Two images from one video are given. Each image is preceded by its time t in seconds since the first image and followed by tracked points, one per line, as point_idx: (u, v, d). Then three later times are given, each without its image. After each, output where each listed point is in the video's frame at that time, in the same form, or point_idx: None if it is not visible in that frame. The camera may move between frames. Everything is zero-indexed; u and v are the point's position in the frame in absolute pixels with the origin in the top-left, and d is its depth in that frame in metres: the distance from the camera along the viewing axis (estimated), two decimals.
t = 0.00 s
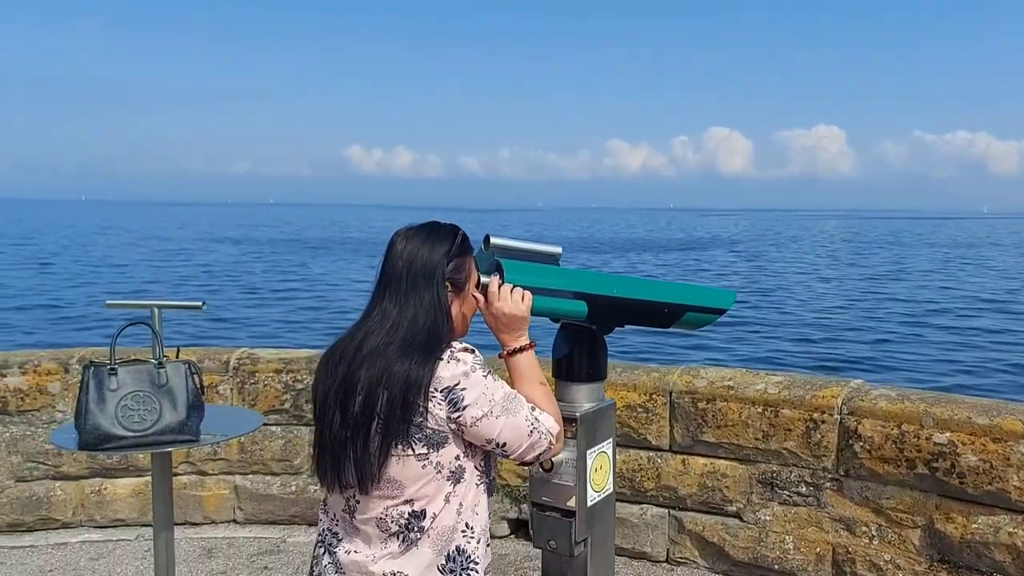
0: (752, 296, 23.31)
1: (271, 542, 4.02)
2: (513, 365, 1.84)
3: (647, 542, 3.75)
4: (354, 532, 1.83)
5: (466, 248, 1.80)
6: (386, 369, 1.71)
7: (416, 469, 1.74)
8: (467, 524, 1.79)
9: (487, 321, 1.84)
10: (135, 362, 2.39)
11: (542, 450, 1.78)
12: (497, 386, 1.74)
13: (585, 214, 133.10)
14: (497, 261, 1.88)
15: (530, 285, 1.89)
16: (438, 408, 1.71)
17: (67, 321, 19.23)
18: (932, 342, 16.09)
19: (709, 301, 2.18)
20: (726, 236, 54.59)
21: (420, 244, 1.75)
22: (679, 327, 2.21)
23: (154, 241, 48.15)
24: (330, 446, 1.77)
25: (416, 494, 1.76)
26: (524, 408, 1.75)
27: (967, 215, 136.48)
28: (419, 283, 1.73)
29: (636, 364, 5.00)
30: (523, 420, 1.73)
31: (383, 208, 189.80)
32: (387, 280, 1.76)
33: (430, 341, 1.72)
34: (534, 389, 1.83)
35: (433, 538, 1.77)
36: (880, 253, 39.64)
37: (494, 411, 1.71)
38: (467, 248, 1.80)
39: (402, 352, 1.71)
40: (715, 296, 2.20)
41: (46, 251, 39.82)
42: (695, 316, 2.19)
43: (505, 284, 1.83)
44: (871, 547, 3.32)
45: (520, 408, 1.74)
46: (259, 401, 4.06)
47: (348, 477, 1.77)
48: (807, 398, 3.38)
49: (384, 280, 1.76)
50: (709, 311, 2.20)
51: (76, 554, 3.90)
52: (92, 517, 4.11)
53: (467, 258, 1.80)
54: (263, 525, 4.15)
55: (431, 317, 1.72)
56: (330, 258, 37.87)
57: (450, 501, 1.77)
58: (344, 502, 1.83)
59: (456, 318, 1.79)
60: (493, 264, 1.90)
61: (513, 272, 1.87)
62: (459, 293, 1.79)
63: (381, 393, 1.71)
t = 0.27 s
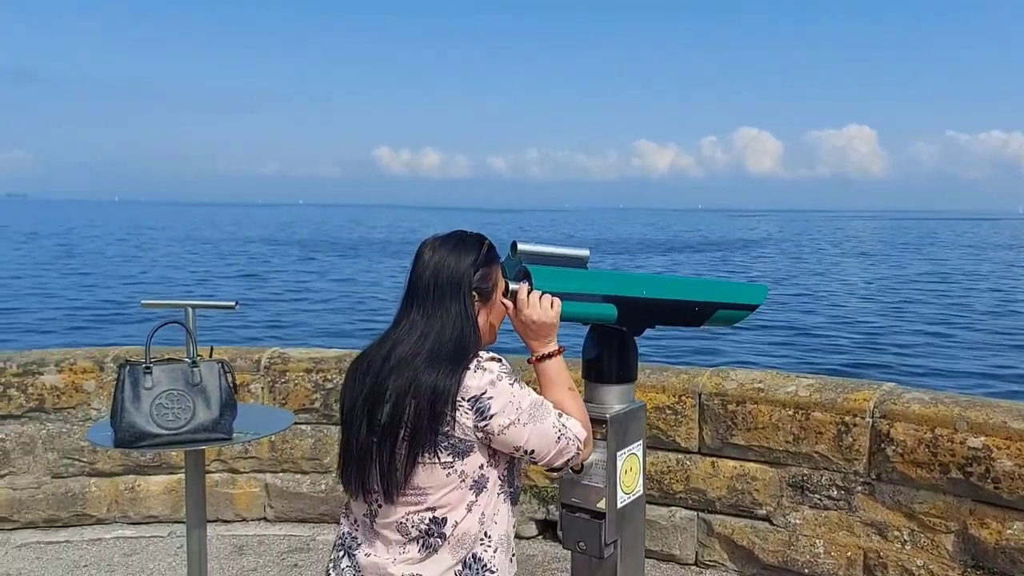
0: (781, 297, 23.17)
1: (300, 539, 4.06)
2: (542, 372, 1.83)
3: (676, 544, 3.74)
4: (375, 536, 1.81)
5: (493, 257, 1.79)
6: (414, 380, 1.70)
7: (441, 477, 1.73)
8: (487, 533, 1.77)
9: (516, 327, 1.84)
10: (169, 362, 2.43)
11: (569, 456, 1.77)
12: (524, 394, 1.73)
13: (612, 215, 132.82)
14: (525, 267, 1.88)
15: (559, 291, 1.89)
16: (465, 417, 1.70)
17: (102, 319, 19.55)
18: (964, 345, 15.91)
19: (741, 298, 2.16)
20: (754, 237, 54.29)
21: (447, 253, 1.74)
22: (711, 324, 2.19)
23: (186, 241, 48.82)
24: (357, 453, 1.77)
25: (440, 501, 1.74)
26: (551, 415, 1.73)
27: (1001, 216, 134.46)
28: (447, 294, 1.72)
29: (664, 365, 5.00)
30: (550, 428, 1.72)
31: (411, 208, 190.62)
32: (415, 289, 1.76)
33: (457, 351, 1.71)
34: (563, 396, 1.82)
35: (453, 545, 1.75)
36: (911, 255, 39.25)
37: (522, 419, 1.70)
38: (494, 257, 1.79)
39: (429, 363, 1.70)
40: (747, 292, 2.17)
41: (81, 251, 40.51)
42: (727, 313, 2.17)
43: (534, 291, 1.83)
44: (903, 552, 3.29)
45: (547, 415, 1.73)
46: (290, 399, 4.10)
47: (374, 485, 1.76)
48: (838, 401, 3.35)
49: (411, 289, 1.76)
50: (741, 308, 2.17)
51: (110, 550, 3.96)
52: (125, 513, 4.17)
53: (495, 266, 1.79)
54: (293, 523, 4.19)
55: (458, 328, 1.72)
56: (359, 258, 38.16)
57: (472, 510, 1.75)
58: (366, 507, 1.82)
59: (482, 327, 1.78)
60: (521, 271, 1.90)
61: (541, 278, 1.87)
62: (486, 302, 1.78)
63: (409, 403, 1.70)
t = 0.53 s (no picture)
0: (799, 298, 23.07)
1: (319, 537, 4.08)
2: (559, 376, 1.82)
3: (694, 545, 3.73)
4: (384, 538, 1.80)
5: (509, 261, 1.79)
6: (428, 384, 1.70)
7: (453, 480, 1.72)
8: (496, 538, 1.76)
9: (533, 331, 1.83)
10: (190, 360, 2.45)
11: (585, 460, 1.76)
12: (539, 398, 1.72)
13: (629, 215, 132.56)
14: (543, 271, 1.89)
15: (577, 293, 1.88)
16: (479, 421, 1.69)
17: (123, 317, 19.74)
18: (986, 346, 15.77)
19: (763, 294, 2.13)
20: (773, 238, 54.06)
21: (463, 258, 1.75)
22: (732, 322, 2.16)
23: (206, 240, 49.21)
24: (370, 455, 1.77)
25: (450, 504, 1.73)
26: (566, 419, 1.72)
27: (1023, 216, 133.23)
28: (463, 299, 1.73)
29: (682, 365, 4.98)
30: (565, 431, 1.71)
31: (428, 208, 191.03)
32: (431, 294, 1.76)
33: (472, 355, 1.71)
34: (580, 400, 1.81)
35: (461, 548, 1.74)
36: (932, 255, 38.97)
37: (536, 423, 1.69)
38: (511, 263, 1.79)
39: (444, 367, 1.70)
40: (770, 287, 2.14)
41: (103, 250, 40.92)
42: (748, 310, 2.14)
43: (552, 295, 1.83)
44: (924, 555, 3.26)
45: (562, 419, 1.72)
46: (309, 397, 4.12)
47: (386, 487, 1.76)
48: (858, 403, 3.33)
49: (427, 294, 1.76)
50: (762, 304, 2.14)
51: (131, 546, 4.00)
52: (146, 510, 4.21)
53: (511, 271, 1.79)
54: (311, 521, 4.22)
55: (474, 333, 1.72)
56: (377, 258, 38.32)
57: (482, 515, 1.74)
58: (376, 509, 1.81)
59: (499, 331, 1.78)
60: (540, 275, 1.91)
61: (560, 281, 1.87)
62: (502, 307, 1.78)
63: (422, 406, 1.70)
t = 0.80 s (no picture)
0: (809, 298, 23.00)
1: (327, 534, 4.09)
2: (569, 376, 1.82)
3: (702, 545, 3.74)
4: (392, 536, 1.81)
5: (520, 261, 1.80)
6: (437, 382, 1.71)
7: (460, 479, 1.73)
8: (502, 538, 1.76)
9: (543, 331, 1.84)
10: (201, 356, 2.47)
11: (593, 462, 1.76)
12: (548, 398, 1.72)
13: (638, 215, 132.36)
14: (552, 272, 1.90)
15: (586, 294, 1.88)
16: (488, 420, 1.70)
17: (134, 316, 19.83)
18: (997, 347, 15.70)
19: (772, 292, 2.12)
20: (782, 238, 53.91)
21: (475, 257, 1.75)
22: (742, 319, 2.15)
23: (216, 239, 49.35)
24: (378, 452, 1.78)
25: (457, 503, 1.74)
26: (574, 420, 1.72)
27: None
28: (473, 298, 1.73)
29: (691, 365, 4.98)
30: (574, 432, 1.71)
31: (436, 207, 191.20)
32: (443, 293, 1.76)
33: (482, 355, 1.72)
34: (588, 401, 1.81)
35: (467, 547, 1.74)
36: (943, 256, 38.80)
37: (545, 423, 1.69)
38: (522, 262, 1.79)
39: (453, 365, 1.71)
40: (779, 284, 2.13)
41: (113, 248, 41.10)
42: (758, 307, 2.13)
43: (562, 296, 1.83)
44: (933, 556, 3.24)
45: (571, 420, 1.72)
46: (318, 395, 4.13)
47: (392, 484, 1.76)
48: (868, 403, 3.32)
49: (439, 293, 1.77)
50: (772, 301, 2.13)
51: (141, 542, 4.02)
52: (156, 507, 4.23)
53: (522, 271, 1.79)
54: (320, 518, 4.23)
55: (484, 332, 1.72)
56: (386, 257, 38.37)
57: (489, 514, 1.74)
58: (384, 506, 1.82)
59: (509, 331, 1.78)
60: (550, 276, 1.91)
61: (569, 282, 1.87)
62: (514, 307, 1.78)
63: (432, 404, 1.71)
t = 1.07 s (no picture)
0: (809, 298, 23.00)
1: (327, 534, 4.09)
2: (568, 377, 1.82)
3: (701, 544, 3.74)
4: (390, 535, 1.81)
5: (519, 261, 1.79)
6: (437, 382, 1.71)
7: (459, 478, 1.73)
8: (502, 538, 1.76)
9: (542, 332, 1.83)
10: (200, 356, 2.47)
11: (591, 463, 1.76)
12: (546, 399, 1.72)
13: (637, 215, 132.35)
14: (551, 272, 1.90)
15: (585, 295, 1.88)
16: (487, 420, 1.70)
17: (134, 315, 19.84)
18: (997, 347, 15.71)
19: (771, 290, 2.11)
20: (782, 237, 53.92)
21: (473, 257, 1.75)
22: (741, 317, 2.14)
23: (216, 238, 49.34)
24: (377, 451, 1.78)
25: (456, 502, 1.74)
26: (573, 420, 1.73)
27: None
28: (472, 297, 1.73)
29: (690, 364, 4.98)
30: (572, 432, 1.71)
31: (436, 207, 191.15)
32: (441, 293, 1.76)
33: (481, 355, 1.72)
34: (587, 402, 1.81)
35: (466, 547, 1.74)
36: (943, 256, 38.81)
37: (543, 423, 1.69)
38: (520, 262, 1.79)
39: (452, 365, 1.71)
40: (777, 282, 2.12)
41: (113, 248, 41.11)
42: (756, 305, 2.13)
43: (561, 297, 1.83)
44: (932, 555, 3.24)
45: (569, 420, 1.72)
46: (317, 395, 4.13)
47: (391, 483, 1.76)
48: (867, 403, 3.32)
49: (438, 292, 1.77)
50: (770, 299, 2.12)
51: (140, 542, 4.01)
52: (155, 506, 4.23)
53: (521, 271, 1.79)
54: (319, 518, 4.23)
55: (483, 331, 1.72)
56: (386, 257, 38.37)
57: (487, 513, 1.74)
58: (383, 505, 1.82)
59: (508, 331, 1.78)
60: (548, 276, 1.92)
61: (568, 282, 1.87)
62: (513, 306, 1.78)
63: (431, 404, 1.71)
